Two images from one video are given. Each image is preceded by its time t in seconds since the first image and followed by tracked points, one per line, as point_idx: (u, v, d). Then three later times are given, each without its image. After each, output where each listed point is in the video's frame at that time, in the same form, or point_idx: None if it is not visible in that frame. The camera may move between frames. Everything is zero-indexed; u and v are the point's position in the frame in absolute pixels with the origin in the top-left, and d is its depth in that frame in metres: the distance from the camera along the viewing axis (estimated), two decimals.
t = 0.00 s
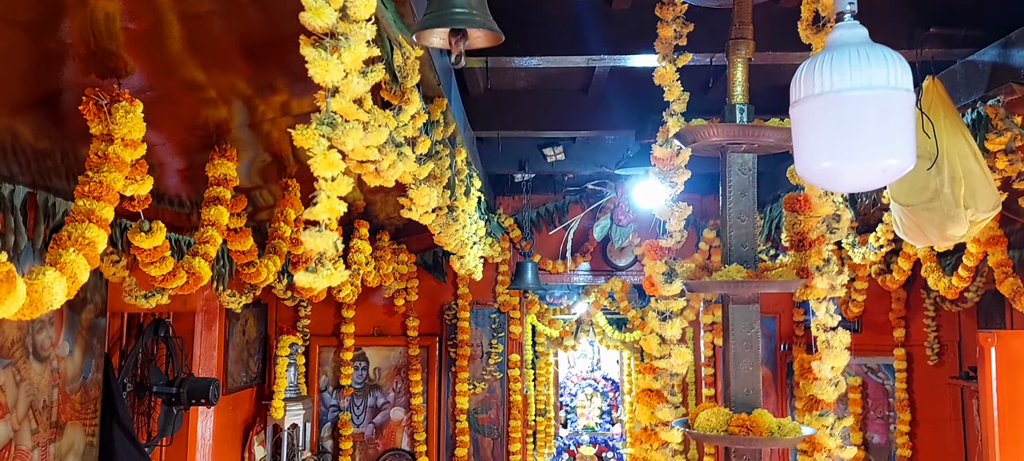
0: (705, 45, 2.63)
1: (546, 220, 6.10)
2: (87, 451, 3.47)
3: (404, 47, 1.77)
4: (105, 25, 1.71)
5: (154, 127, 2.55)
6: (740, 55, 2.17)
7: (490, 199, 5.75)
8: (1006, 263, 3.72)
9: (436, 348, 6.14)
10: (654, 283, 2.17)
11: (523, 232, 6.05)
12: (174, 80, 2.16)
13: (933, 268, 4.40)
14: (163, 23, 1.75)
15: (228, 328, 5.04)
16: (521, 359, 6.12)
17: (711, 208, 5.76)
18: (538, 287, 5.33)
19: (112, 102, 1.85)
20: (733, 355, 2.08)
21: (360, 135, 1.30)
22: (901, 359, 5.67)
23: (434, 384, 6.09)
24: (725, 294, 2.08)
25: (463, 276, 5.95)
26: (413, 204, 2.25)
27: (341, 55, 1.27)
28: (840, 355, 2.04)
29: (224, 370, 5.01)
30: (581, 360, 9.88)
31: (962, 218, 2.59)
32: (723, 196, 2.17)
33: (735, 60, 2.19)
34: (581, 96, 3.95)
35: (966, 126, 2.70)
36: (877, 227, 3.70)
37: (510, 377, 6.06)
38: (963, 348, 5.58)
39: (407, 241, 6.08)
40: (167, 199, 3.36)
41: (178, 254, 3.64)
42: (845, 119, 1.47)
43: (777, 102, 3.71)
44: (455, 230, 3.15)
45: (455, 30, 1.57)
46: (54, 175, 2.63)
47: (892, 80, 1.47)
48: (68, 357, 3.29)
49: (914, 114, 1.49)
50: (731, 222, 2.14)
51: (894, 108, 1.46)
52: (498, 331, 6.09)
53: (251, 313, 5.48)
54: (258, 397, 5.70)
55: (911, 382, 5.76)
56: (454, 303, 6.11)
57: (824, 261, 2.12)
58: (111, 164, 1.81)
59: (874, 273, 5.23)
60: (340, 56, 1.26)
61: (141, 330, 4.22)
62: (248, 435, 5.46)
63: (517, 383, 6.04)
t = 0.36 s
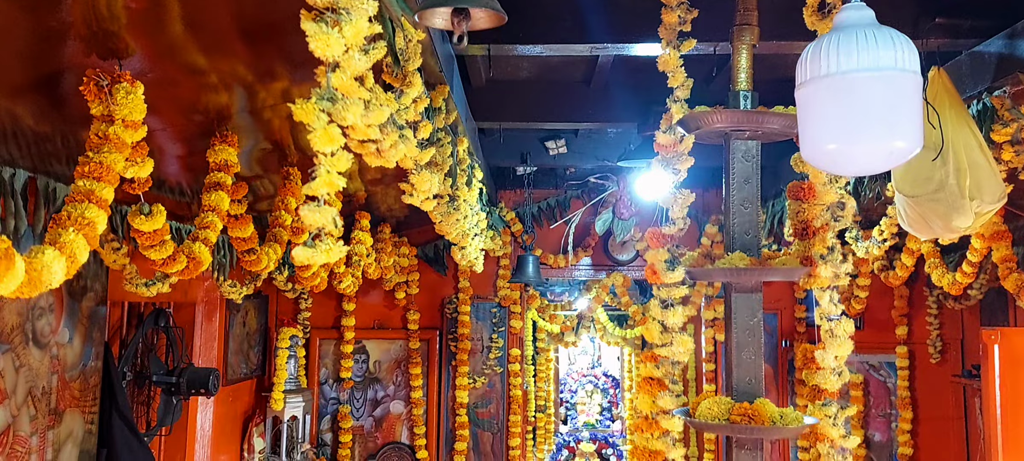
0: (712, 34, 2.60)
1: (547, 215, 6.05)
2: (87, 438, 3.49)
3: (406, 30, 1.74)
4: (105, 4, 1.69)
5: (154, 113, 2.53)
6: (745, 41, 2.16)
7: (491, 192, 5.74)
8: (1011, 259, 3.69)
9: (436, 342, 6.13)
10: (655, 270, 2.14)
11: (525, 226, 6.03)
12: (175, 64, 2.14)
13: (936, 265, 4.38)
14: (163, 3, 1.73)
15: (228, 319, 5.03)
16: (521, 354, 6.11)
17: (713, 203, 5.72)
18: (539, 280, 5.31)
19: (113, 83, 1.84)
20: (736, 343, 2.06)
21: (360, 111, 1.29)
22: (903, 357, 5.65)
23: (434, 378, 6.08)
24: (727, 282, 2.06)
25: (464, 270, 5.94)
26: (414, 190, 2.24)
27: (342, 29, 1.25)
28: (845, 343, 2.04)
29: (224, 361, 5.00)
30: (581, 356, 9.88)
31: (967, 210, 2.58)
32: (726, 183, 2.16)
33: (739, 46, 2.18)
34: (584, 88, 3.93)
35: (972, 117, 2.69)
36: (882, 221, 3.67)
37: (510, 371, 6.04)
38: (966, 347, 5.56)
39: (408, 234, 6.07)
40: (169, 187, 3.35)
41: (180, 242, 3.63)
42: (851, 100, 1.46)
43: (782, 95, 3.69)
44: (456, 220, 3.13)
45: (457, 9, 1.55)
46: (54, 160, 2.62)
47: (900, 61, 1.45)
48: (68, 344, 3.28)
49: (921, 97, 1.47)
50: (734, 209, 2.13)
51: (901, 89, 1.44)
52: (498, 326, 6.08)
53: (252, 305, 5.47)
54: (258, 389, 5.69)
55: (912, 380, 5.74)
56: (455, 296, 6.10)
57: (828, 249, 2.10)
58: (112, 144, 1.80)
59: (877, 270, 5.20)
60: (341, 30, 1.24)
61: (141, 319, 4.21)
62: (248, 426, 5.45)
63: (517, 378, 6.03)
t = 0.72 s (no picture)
0: (724, 16, 2.58)
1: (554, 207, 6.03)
2: (94, 425, 3.45)
3: (417, 6, 1.69)
4: None
5: (161, 98, 2.49)
6: (759, 20, 2.14)
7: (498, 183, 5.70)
8: None
9: (442, 333, 6.11)
10: (666, 253, 2.13)
11: (531, 218, 5.99)
12: (182, 45, 2.09)
13: (948, 256, 4.33)
14: None
15: (234, 308, 5.01)
16: (527, 345, 6.09)
17: (721, 195, 5.67)
18: (545, 271, 5.30)
19: (121, 60, 1.79)
20: (749, 327, 2.04)
21: (372, 81, 1.26)
22: (913, 351, 5.60)
23: (440, 369, 6.07)
24: (739, 265, 2.04)
25: (470, 261, 5.91)
26: (421, 171, 2.21)
27: None
28: (857, 327, 2.15)
29: (230, 350, 4.99)
30: (587, 350, 9.89)
31: (983, 195, 2.55)
32: (738, 165, 2.15)
33: (753, 26, 2.16)
34: (593, 76, 3.88)
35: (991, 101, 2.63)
36: (894, 210, 3.62)
37: (516, 363, 6.04)
38: (976, 340, 5.51)
39: (414, 225, 6.04)
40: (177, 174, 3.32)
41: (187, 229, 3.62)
42: (871, 73, 1.44)
43: (792, 82, 3.65)
44: (465, 207, 3.10)
45: None
46: (63, 143, 2.61)
47: (921, 34, 1.43)
48: (76, 330, 3.27)
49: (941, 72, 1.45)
50: (747, 191, 2.12)
51: (922, 61, 1.43)
52: (504, 317, 6.06)
53: (258, 295, 5.45)
54: (264, 379, 5.68)
55: (922, 374, 5.69)
56: (461, 288, 6.08)
57: (842, 232, 2.17)
58: (120, 121, 1.77)
59: (887, 262, 5.15)
60: None
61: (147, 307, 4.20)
62: (254, 416, 5.43)
63: (523, 370, 6.01)
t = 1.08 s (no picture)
0: (732, 3, 2.57)
1: (558, 201, 6.00)
2: (96, 411, 3.47)
3: None
4: None
5: (165, 83, 2.47)
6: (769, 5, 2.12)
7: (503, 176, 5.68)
8: None
9: (446, 326, 6.10)
10: (672, 239, 2.12)
11: (536, 212, 5.97)
12: (186, 28, 2.07)
13: (955, 251, 4.31)
14: None
15: (238, 298, 5.01)
16: (531, 339, 6.08)
17: (728, 190, 5.62)
18: (550, 264, 5.28)
19: (124, 39, 1.76)
20: (755, 314, 2.02)
21: (377, 52, 1.25)
22: (919, 347, 5.56)
23: (444, 361, 6.07)
24: (746, 251, 2.02)
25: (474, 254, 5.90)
26: (427, 155, 2.19)
27: None
28: (865, 315, 2.17)
29: (234, 340, 4.99)
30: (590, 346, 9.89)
31: (992, 185, 2.53)
32: (747, 152, 2.13)
33: (763, 11, 2.14)
34: (600, 66, 3.85)
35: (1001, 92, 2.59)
36: (903, 202, 3.58)
37: (520, 356, 6.02)
38: (982, 338, 5.47)
39: (419, 218, 6.03)
40: (183, 162, 3.30)
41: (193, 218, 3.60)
42: (882, 52, 1.42)
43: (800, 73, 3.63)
44: (470, 195, 3.09)
45: None
46: (67, 127, 2.60)
47: (934, 12, 1.41)
48: (79, 316, 3.27)
49: (954, 51, 1.43)
50: (755, 177, 2.10)
51: (934, 41, 1.40)
52: (508, 310, 6.05)
53: (262, 285, 5.45)
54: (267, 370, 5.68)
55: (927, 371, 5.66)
56: (465, 281, 6.07)
57: (850, 220, 2.14)
58: (123, 100, 1.74)
59: (894, 258, 5.12)
60: None
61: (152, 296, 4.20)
62: (257, 407, 5.44)
63: (526, 363, 6.00)
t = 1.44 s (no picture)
0: None
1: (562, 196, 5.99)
2: (96, 403, 3.46)
3: None
4: None
5: (167, 70, 2.46)
6: None
7: (507, 170, 5.67)
8: None
9: (448, 320, 6.10)
10: (676, 229, 2.13)
11: (539, 207, 5.97)
12: (188, 12, 2.05)
13: (959, 247, 4.30)
14: None
15: (240, 291, 5.00)
16: (533, 334, 6.08)
17: (731, 185, 5.63)
18: (553, 258, 5.28)
19: (125, 21, 1.76)
20: (759, 303, 2.01)
21: (379, 30, 1.24)
22: (921, 345, 5.55)
23: (445, 356, 6.06)
24: (750, 240, 2.01)
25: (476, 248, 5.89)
26: (429, 142, 2.17)
27: None
28: (869, 304, 2.19)
29: (236, 333, 4.98)
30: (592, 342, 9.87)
31: (997, 177, 2.50)
32: (751, 140, 2.12)
33: None
34: (604, 59, 3.84)
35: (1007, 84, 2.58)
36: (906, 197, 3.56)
37: (522, 351, 6.02)
38: (985, 335, 5.45)
39: (421, 212, 6.01)
40: (185, 150, 3.29)
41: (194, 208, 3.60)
42: (890, 37, 1.40)
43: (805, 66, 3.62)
44: (472, 186, 3.08)
45: None
46: (67, 113, 2.59)
47: None
48: (79, 304, 3.26)
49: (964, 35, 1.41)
50: (759, 166, 2.10)
51: (943, 24, 1.38)
52: (510, 305, 6.04)
53: (264, 278, 5.44)
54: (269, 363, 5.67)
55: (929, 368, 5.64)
56: (468, 275, 6.06)
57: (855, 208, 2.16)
58: (123, 83, 1.73)
59: (897, 254, 5.10)
60: None
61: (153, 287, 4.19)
62: (258, 399, 5.41)
63: (528, 358, 5.99)
